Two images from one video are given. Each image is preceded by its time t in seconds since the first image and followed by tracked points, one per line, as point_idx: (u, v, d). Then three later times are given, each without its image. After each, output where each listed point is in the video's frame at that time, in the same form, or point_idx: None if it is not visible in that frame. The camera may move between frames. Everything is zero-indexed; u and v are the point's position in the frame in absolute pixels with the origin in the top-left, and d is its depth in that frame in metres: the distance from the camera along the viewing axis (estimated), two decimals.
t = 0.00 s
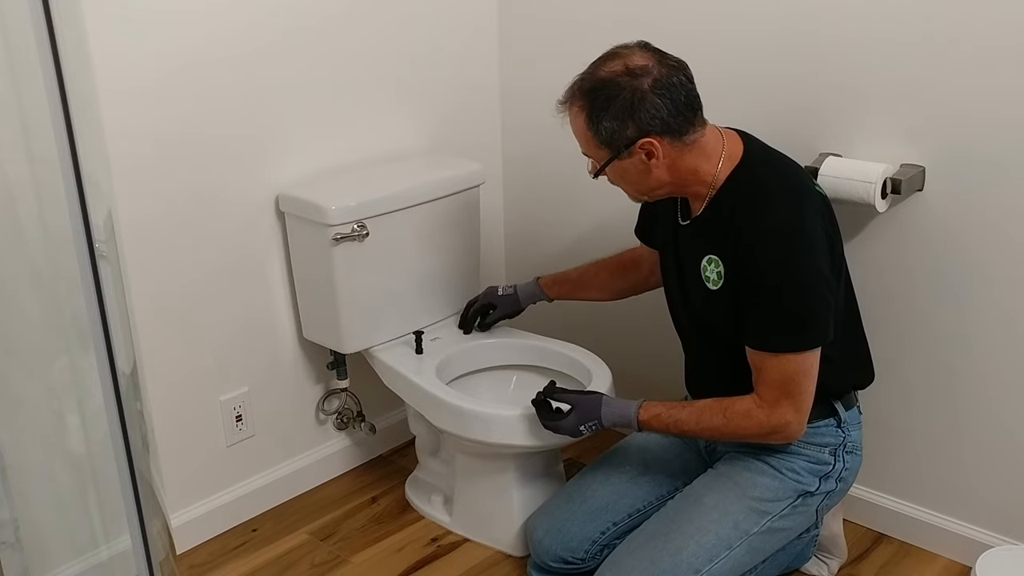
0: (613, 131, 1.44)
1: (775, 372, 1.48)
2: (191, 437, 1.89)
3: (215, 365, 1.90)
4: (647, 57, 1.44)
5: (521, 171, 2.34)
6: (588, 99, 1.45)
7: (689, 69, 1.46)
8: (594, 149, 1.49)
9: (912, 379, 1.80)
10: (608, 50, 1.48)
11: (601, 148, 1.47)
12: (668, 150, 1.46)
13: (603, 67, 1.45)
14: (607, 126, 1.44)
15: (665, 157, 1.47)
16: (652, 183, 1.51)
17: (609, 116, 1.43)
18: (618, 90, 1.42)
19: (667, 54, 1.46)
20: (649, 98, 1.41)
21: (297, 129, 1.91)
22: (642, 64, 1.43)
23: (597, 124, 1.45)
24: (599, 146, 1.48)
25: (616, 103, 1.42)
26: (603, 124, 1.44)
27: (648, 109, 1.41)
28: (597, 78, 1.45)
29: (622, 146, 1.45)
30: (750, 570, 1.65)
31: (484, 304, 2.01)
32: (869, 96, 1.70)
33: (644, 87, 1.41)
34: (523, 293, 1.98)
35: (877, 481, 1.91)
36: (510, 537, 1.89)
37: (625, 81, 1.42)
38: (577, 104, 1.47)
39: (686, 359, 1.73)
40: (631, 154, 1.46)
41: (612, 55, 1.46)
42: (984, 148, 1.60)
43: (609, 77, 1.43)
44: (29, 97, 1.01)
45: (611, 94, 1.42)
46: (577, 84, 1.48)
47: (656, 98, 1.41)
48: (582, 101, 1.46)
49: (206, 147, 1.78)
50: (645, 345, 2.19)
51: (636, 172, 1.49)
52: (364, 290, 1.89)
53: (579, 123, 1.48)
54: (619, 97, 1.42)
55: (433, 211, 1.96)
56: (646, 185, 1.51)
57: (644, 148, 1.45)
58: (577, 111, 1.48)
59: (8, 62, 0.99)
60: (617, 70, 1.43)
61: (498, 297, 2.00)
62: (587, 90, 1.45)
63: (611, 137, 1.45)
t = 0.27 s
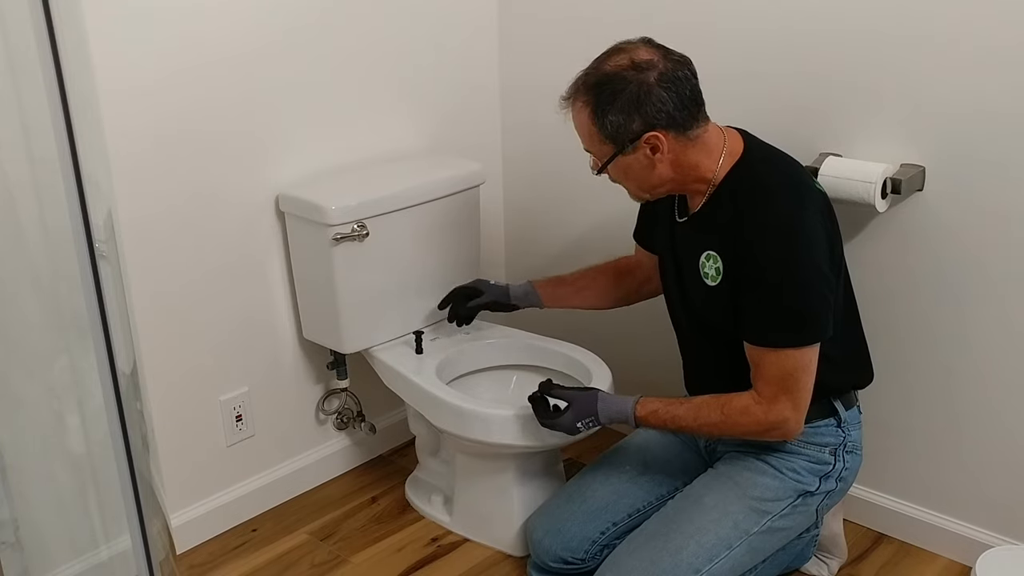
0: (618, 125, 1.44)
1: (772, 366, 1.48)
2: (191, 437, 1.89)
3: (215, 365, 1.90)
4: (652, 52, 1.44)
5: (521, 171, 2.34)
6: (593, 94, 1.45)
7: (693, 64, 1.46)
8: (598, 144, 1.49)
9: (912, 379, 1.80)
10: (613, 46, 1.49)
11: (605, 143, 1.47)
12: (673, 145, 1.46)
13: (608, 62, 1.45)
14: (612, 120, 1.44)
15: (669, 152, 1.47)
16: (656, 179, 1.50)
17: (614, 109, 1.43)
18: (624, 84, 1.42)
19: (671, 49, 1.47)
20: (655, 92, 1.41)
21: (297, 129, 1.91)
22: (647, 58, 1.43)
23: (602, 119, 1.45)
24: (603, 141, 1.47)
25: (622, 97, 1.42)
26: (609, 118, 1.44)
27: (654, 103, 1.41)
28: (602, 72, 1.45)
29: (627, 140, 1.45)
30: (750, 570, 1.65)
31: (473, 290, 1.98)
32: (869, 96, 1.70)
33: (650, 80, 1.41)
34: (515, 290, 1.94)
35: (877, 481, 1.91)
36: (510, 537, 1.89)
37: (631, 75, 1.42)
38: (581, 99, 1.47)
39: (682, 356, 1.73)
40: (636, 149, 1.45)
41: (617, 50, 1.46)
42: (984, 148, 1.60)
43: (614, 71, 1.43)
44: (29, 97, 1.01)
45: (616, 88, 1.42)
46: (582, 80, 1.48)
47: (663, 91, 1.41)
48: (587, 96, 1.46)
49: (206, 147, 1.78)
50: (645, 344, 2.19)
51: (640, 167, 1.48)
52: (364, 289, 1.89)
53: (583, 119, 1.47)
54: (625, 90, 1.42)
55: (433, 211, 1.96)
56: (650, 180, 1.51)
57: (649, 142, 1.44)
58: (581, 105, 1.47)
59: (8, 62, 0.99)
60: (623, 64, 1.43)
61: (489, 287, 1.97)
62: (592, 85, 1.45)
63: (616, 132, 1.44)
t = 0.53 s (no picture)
0: (635, 108, 1.42)
1: (761, 364, 1.48)
2: (191, 437, 1.90)
3: (215, 365, 1.90)
4: (652, 40, 1.46)
5: (521, 171, 2.34)
6: (603, 83, 1.43)
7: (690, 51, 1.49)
8: (612, 136, 1.46)
9: (912, 379, 1.80)
10: (610, 43, 1.49)
11: (620, 133, 1.44)
12: (687, 127, 1.45)
13: (611, 54, 1.46)
14: (628, 104, 1.42)
15: (684, 134, 1.46)
16: (671, 168, 1.48)
17: (629, 92, 1.41)
18: (633, 67, 1.42)
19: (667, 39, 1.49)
20: (666, 70, 1.41)
21: (297, 129, 1.91)
22: (650, 43, 1.44)
23: (617, 105, 1.42)
24: (618, 131, 1.45)
25: (635, 80, 1.41)
26: (624, 103, 1.42)
27: (667, 81, 1.41)
28: (608, 63, 1.44)
29: (644, 124, 1.43)
30: (750, 570, 1.65)
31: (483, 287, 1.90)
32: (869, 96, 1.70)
33: (658, 61, 1.42)
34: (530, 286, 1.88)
35: (877, 481, 1.91)
36: (510, 537, 1.89)
37: (638, 58, 1.42)
38: (591, 91, 1.45)
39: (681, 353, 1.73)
40: (653, 133, 1.44)
41: (617, 42, 1.47)
42: (983, 147, 1.60)
43: (621, 58, 1.43)
44: (29, 97, 1.01)
45: (628, 72, 1.41)
46: (587, 75, 1.47)
47: (673, 70, 1.42)
48: (597, 87, 1.44)
49: (206, 147, 1.78)
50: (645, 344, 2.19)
51: (657, 154, 1.46)
52: (364, 290, 1.89)
53: (595, 112, 1.45)
54: (636, 72, 1.41)
55: (433, 211, 1.96)
56: (666, 169, 1.48)
57: (666, 123, 1.43)
58: (590, 99, 1.45)
59: (8, 62, 0.99)
60: (628, 51, 1.44)
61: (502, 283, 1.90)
62: (600, 75, 1.44)
63: (633, 116, 1.42)
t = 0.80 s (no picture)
0: (638, 103, 1.42)
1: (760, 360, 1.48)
2: (191, 437, 1.90)
3: (215, 365, 1.90)
4: (658, 36, 1.46)
5: (521, 171, 2.34)
6: (608, 77, 1.44)
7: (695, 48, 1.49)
8: (615, 131, 1.46)
9: (912, 379, 1.80)
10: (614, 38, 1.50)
11: (623, 127, 1.44)
12: (691, 123, 1.45)
13: (616, 48, 1.46)
14: (632, 98, 1.42)
15: (687, 131, 1.46)
16: (673, 165, 1.48)
17: (633, 87, 1.42)
18: (638, 61, 1.42)
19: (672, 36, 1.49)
20: (670, 65, 1.41)
21: (297, 128, 1.91)
22: (655, 39, 1.44)
23: (621, 99, 1.43)
24: (622, 126, 1.45)
25: (639, 74, 1.41)
26: (628, 97, 1.42)
27: (671, 76, 1.41)
28: (612, 57, 1.44)
29: (647, 118, 1.43)
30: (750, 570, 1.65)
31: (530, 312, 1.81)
32: (868, 96, 1.70)
33: (663, 56, 1.42)
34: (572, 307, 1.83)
35: (878, 481, 1.91)
36: (510, 537, 1.89)
37: (643, 53, 1.42)
38: (595, 85, 1.45)
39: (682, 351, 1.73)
40: (656, 128, 1.44)
41: (621, 37, 1.47)
42: (983, 147, 1.60)
43: (625, 52, 1.43)
44: (29, 97, 1.01)
45: (632, 66, 1.42)
46: (591, 70, 1.47)
47: (677, 65, 1.42)
48: (601, 81, 1.44)
49: (206, 147, 1.78)
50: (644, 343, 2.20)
51: (660, 150, 1.46)
52: (364, 290, 1.89)
53: (599, 106, 1.45)
54: (641, 67, 1.41)
55: (433, 211, 1.96)
56: (668, 166, 1.48)
57: (670, 119, 1.43)
58: (594, 93, 1.45)
59: (8, 62, 0.99)
60: (633, 45, 1.44)
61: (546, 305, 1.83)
62: (605, 69, 1.44)
63: (636, 110, 1.42)
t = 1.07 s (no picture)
0: (641, 105, 1.42)
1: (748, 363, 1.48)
2: (191, 437, 1.90)
3: (215, 365, 1.90)
4: (668, 36, 1.45)
5: (521, 171, 2.34)
6: (614, 76, 1.43)
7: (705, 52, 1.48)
8: (617, 131, 1.46)
9: (913, 379, 1.80)
10: (623, 36, 1.49)
11: (625, 128, 1.44)
12: (694, 127, 1.45)
13: (624, 46, 1.45)
14: (635, 99, 1.42)
15: (690, 134, 1.45)
16: (673, 168, 1.48)
17: (637, 88, 1.41)
18: (644, 62, 1.41)
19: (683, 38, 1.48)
20: (676, 68, 1.41)
21: (297, 129, 1.91)
22: (664, 40, 1.44)
23: (624, 99, 1.42)
24: (623, 126, 1.45)
25: (643, 75, 1.41)
26: (631, 98, 1.42)
27: (676, 80, 1.41)
28: (618, 56, 1.44)
29: (649, 121, 1.43)
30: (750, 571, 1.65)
31: (523, 298, 1.80)
32: (868, 96, 1.70)
33: (670, 59, 1.41)
34: (565, 297, 1.82)
35: (878, 482, 1.91)
36: (510, 537, 1.89)
37: (650, 54, 1.42)
38: (600, 83, 1.45)
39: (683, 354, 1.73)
40: (658, 131, 1.44)
41: (629, 36, 1.46)
42: (983, 148, 1.60)
43: (632, 52, 1.43)
44: (29, 97, 1.01)
45: (637, 68, 1.41)
46: (597, 67, 1.47)
47: (683, 69, 1.41)
48: (606, 79, 1.44)
49: (207, 147, 1.78)
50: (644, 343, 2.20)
51: (660, 153, 1.46)
52: (364, 290, 1.89)
53: (602, 104, 1.45)
54: (646, 68, 1.41)
55: (433, 211, 1.96)
56: (667, 168, 1.48)
57: (671, 122, 1.43)
58: (599, 91, 1.45)
59: (8, 62, 0.99)
60: (641, 45, 1.43)
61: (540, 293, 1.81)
62: (610, 67, 1.44)
63: (639, 111, 1.42)
